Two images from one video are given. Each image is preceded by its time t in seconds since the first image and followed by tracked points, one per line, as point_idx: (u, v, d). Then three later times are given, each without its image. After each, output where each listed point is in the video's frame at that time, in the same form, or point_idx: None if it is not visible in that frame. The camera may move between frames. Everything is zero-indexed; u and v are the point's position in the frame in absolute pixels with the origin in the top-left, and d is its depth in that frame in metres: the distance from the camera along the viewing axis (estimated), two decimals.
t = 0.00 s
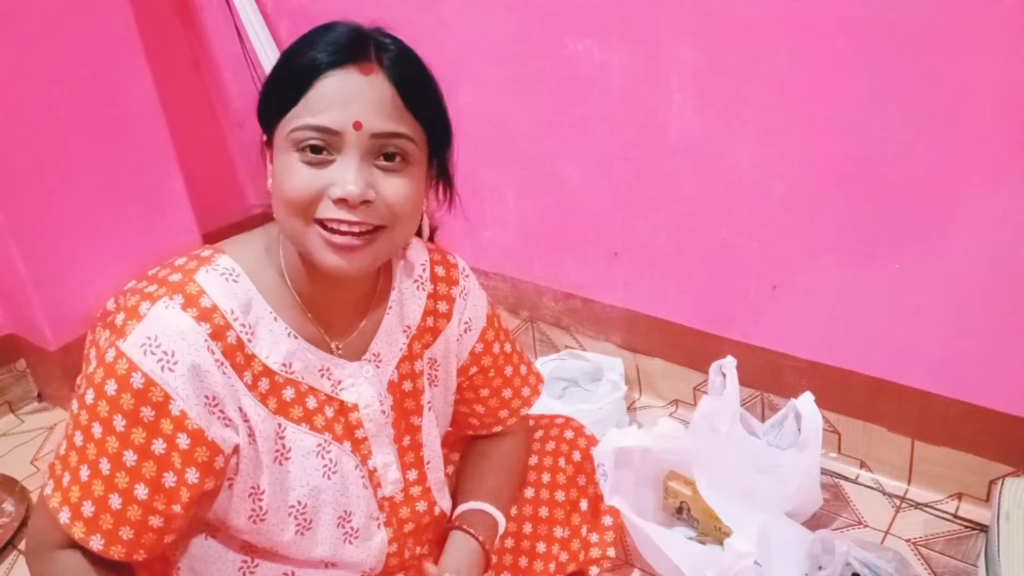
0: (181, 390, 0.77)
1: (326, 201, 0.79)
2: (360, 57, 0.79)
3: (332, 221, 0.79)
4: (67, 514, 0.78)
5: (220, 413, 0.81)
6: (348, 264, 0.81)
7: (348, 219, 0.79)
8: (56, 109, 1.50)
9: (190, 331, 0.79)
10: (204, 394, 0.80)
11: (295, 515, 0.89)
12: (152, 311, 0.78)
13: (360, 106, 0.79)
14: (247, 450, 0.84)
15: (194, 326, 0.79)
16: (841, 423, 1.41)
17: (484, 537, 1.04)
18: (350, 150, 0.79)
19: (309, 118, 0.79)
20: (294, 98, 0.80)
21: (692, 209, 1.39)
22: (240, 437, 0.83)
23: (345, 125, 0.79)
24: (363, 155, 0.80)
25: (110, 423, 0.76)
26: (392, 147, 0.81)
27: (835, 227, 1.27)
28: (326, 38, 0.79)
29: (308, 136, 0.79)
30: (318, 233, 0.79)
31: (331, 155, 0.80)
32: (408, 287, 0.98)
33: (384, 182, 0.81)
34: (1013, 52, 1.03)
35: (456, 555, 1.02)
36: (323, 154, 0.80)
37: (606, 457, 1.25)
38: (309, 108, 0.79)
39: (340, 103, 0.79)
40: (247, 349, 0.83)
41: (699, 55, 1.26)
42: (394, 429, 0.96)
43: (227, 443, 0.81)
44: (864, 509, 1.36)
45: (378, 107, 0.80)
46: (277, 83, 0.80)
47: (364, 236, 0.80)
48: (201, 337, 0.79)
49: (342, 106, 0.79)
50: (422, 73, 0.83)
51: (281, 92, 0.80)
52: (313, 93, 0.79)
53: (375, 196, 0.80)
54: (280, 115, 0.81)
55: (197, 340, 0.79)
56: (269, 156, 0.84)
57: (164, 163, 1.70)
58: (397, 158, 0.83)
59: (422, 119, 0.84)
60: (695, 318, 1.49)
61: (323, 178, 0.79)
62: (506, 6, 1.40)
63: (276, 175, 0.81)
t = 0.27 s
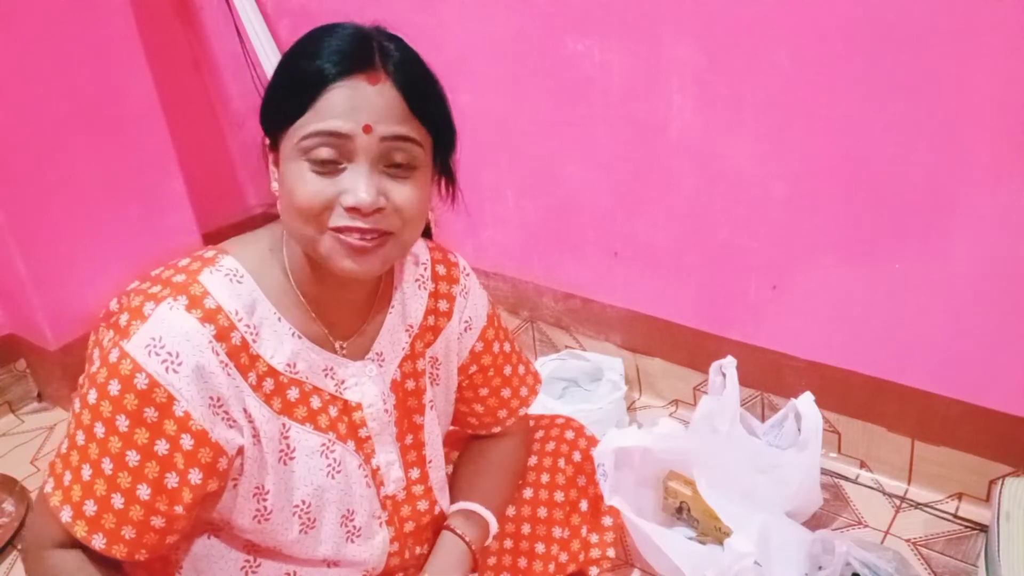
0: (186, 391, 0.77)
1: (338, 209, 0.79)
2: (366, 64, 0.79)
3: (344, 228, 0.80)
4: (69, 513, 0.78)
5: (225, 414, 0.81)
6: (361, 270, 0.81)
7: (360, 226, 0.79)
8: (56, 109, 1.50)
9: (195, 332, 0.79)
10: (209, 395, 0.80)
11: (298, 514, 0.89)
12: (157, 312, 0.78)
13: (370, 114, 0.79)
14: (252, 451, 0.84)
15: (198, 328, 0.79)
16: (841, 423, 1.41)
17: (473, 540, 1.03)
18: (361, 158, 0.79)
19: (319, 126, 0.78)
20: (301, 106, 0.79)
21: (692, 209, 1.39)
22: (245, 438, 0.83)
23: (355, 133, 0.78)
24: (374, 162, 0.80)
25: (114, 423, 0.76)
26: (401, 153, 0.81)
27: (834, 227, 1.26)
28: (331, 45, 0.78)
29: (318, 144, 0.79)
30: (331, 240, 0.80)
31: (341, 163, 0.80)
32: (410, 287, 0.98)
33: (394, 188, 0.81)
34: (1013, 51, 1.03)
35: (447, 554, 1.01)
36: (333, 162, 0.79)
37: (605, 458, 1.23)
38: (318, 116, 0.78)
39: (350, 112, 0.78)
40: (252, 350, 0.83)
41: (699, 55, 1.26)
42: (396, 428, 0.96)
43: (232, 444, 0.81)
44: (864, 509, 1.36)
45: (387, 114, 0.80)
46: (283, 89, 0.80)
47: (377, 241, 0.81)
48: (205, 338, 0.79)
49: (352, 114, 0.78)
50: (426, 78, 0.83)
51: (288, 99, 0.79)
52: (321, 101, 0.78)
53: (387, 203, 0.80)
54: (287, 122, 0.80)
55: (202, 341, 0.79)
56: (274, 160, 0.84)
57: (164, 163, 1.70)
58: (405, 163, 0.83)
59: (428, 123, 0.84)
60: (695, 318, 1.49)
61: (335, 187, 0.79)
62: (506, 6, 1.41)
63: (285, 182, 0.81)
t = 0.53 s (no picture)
0: (190, 388, 0.78)
1: (371, 201, 0.79)
2: (379, 57, 0.79)
3: (377, 219, 0.80)
4: (77, 513, 0.79)
5: (229, 411, 0.81)
6: (395, 259, 0.82)
7: (394, 215, 0.80)
8: (56, 108, 1.50)
9: (198, 328, 0.79)
10: (213, 392, 0.80)
11: (304, 511, 0.89)
12: (161, 310, 0.79)
13: (393, 105, 0.79)
14: (257, 448, 0.84)
15: (202, 324, 0.79)
16: (841, 423, 1.41)
17: (474, 538, 1.03)
18: (386, 149, 0.80)
19: (344, 122, 0.78)
20: (318, 104, 0.78)
21: (692, 209, 1.39)
22: (249, 435, 0.83)
23: (382, 125, 0.79)
24: (398, 153, 0.81)
25: (118, 421, 0.76)
26: (421, 141, 0.83)
27: (835, 228, 1.27)
28: (340, 42, 0.78)
29: (342, 140, 0.78)
30: (365, 232, 0.80)
31: (366, 156, 0.80)
32: (412, 284, 0.98)
33: (418, 175, 0.82)
34: (1013, 51, 1.03)
35: (448, 552, 1.01)
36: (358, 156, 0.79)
37: (606, 457, 1.22)
38: (340, 112, 0.78)
39: (373, 104, 0.78)
40: (255, 346, 0.83)
41: (699, 55, 1.26)
42: (399, 425, 0.97)
43: (237, 441, 0.81)
44: (864, 509, 1.36)
45: (408, 104, 0.81)
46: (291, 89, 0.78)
47: (408, 229, 0.82)
48: (209, 335, 0.79)
49: (376, 107, 0.78)
50: (429, 68, 0.84)
51: (300, 99, 0.78)
52: (342, 97, 0.78)
53: (416, 189, 0.81)
54: (300, 122, 0.78)
55: (206, 338, 0.79)
56: (281, 161, 0.82)
57: (164, 163, 1.70)
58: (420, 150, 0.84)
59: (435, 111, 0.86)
60: (695, 317, 1.49)
61: (365, 179, 0.79)
62: (506, 5, 1.41)
63: (305, 182, 0.79)
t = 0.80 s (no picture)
0: (197, 388, 0.78)
1: (398, 194, 0.82)
2: (392, 54, 0.82)
3: (404, 211, 0.83)
4: (87, 511, 0.79)
5: (236, 410, 0.82)
6: (418, 248, 0.86)
7: (420, 206, 0.83)
8: (57, 108, 1.50)
9: (204, 329, 0.79)
10: (219, 392, 0.80)
11: (310, 508, 0.89)
12: (166, 310, 0.79)
13: (413, 101, 0.82)
14: (263, 446, 0.84)
15: (207, 325, 0.79)
16: (841, 423, 1.41)
17: (474, 536, 1.03)
18: (408, 144, 0.83)
19: (369, 120, 0.79)
20: (341, 105, 0.79)
21: (693, 209, 1.39)
22: (256, 435, 0.83)
23: (405, 121, 0.81)
24: (417, 146, 0.84)
25: (126, 421, 0.77)
26: (433, 133, 0.86)
27: (834, 228, 1.27)
28: (353, 42, 0.79)
29: (368, 138, 0.80)
30: (392, 225, 0.83)
31: (389, 151, 0.82)
32: (413, 282, 0.99)
33: (435, 166, 0.86)
34: (1013, 50, 1.02)
35: (447, 550, 1.02)
36: (382, 152, 0.81)
37: (606, 457, 1.23)
38: (364, 111, 0.80)
39: (395, 101, 0.81)
40: (261, 345, 0.83)
41: (699, 55, 1.26)
42: (401, 422, 0.97)
43: (244, 440, 0.81)
44: (864, 509, 1.36)
45: (423, 98, 0.83)
46: (305, 91, 0.78)
47: (428, 217, 0.86)
48: (214, 335, 0.79)
49: (398, 104, 0.81)
50: (430, 62, 0.87)
51: (319, 101, 0.78)
52: (364, 96, 0.79)
53: (436, 179, 0.85)
54: (320, 123, 0.79)
55: (212, 339, 0.79)
56: (296, 162, 0.83)
57: (164, 163, 1.70)
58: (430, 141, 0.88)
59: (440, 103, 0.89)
60: (695, 317, 1.49)
61: (391, 174, 0.81)
62: (506, 5, 1.41)
63: (330, 181, 0.81)
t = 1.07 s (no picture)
0: (203, 382, 0.78)
1: (410, 189, 0.82)
2: (398, 51, 0.82)
3: (415, 205, 0.84)
4: (89, 507, 0.79)
5: (241, 405, 0.82)
6: (428, 241, 0.86)
7: (430, 199, 0.84)
8: (56, 108, 1.50)
9: (211, 323, 0.79)
10: (226, 387, 0.80)
11: (314, 504, 0.90)
12: (172, 306, 0.79)
13: (421, 97, 0.83)
14: (269, 441, 0.84)
15: (214, 320, 0.79)
16: (841, 423, 1.41)
17: (476, 534, 1.03)
18: (418, 139, 0.83)
19: (381, 116, 0.80)
20: (352, 102, 0.79)
21: (692, 209, 1.39)
22: (261, 430, 0.83)
23: (415, 117, 0.82)
24: (426, 141, 0.85)
25: (131, 416, 0.76)
26: (439, 128, 0.87)
27: (835, 228, 1.26)
28: (360, 41, 0.80)
29: (380, 134, 0.81)
30: (404, 219, 0.84)
31: (400, 148, 0.82)
32: (416, 279, 0.99)
33: (442, 161, 0.87)
34: (1013, 50, 1.02)
35: (448, 547, 1.01)
36: (393, 148, 0.82)
37: (605, 457, 1.23)
38: (376, 108, 0.80)
39: (405, 98, 0.81)
40: (267, 340, 0.83)
41: (699, 55, 1.26)
42: (403, 419, 0.97)
43: (250, 436, 0.81)
44: (864, 509, 1.36)
45: (429, 94, 0.84)
46: (314, 90, 0.78)
47: (437, 211, 0.86)
48: (221, 330, 0.79)
49: (408, 100, 0.81)
50: (431, 60, 0.88)
51: (331, 100, 0.78)
52: (375, 93, 0.80)
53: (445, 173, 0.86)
54: (331, 121, 0.79)
55: (219, 333, 0.79)
56: (304, 161, 0.83)
57: (164, 163, 1.70)
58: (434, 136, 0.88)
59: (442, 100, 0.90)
60: (695, 317, 1.49)
61: (403, 169, 0.82)
62: (506, 5, 1.41)
63: (342, 178, 0.81)
